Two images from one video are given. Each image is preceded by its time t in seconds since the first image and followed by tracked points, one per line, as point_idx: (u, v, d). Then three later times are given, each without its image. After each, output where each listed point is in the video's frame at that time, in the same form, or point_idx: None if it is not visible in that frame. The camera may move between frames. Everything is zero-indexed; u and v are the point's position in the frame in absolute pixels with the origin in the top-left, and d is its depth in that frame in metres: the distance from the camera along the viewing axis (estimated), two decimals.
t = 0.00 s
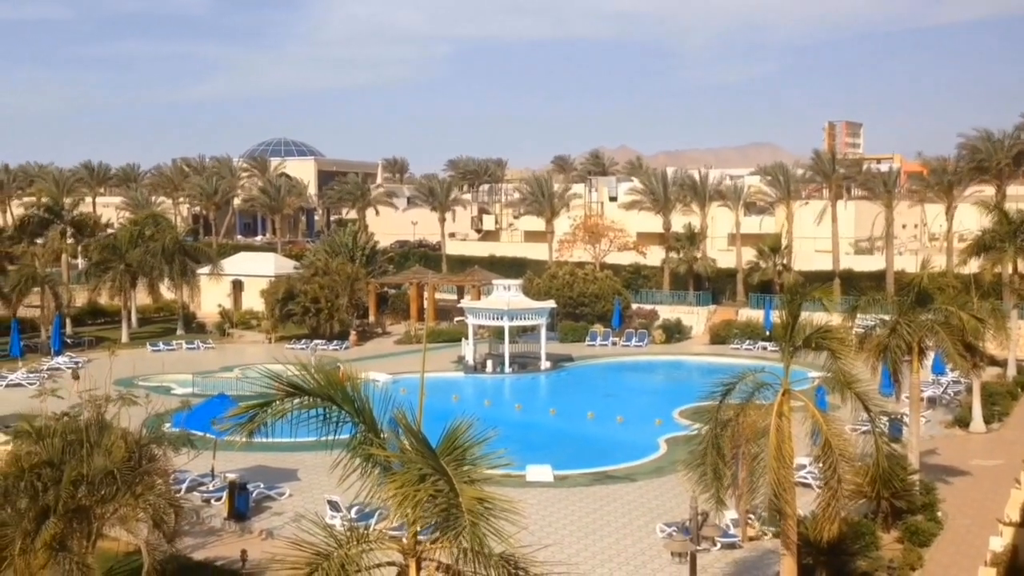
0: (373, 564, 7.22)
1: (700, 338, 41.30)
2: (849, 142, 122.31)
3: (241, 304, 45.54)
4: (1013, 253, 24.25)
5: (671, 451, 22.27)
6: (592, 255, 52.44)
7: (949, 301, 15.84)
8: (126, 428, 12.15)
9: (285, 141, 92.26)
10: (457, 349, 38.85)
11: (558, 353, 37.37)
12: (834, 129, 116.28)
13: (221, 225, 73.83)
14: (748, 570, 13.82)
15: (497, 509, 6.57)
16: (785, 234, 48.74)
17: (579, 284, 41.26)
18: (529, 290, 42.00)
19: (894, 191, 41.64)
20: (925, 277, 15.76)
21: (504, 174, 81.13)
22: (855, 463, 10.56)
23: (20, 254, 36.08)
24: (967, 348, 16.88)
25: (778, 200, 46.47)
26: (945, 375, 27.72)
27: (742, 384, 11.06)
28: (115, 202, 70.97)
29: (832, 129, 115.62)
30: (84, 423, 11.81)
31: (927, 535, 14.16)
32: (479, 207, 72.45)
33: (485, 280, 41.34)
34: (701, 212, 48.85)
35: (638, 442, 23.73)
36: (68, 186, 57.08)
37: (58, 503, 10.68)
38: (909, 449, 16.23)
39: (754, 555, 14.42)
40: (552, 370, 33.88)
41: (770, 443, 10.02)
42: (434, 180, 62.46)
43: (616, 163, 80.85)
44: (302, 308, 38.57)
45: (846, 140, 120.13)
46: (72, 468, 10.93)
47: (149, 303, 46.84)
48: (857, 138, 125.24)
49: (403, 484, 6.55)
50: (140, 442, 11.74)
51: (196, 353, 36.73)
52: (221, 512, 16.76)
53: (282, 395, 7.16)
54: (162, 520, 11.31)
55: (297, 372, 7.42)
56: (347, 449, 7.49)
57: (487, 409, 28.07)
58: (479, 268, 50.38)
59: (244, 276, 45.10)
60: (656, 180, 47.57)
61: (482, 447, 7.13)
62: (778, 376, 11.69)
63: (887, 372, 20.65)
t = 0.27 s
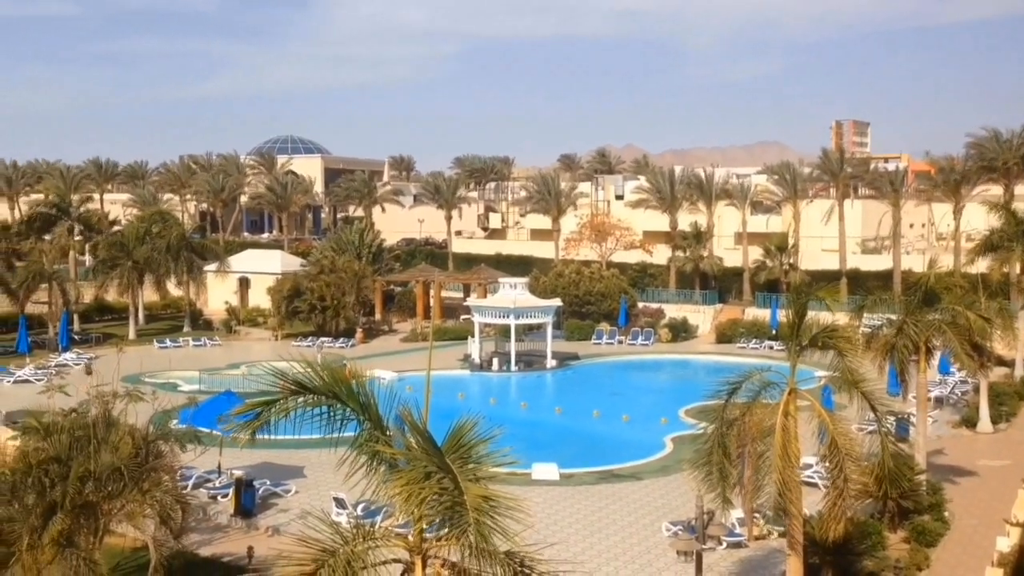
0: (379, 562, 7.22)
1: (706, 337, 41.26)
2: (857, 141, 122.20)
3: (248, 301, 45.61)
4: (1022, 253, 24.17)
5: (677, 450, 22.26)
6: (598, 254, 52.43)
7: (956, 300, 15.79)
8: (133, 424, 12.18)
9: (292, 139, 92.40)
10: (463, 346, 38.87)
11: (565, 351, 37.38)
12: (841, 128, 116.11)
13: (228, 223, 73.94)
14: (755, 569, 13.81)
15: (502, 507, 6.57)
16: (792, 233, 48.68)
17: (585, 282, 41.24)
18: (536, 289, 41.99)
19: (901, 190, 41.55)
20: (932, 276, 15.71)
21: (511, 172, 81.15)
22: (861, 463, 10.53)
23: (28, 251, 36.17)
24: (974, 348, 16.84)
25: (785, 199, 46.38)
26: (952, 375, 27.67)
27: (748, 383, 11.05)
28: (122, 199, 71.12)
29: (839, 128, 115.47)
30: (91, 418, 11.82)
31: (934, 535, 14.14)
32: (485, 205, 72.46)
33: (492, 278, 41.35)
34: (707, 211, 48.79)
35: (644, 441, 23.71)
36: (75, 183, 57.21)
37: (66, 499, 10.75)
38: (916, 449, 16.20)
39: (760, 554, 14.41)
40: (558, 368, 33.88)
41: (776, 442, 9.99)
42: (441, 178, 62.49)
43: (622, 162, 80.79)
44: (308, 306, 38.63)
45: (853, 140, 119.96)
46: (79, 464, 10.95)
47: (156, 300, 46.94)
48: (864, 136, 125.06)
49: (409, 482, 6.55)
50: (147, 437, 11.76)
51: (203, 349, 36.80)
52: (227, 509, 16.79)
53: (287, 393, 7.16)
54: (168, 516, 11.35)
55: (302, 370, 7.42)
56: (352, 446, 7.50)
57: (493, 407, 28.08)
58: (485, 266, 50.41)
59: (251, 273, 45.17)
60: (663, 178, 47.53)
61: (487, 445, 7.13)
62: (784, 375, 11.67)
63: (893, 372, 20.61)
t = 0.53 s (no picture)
0: (394, 556, 7.24)
1: (722, 333, 41.17)
2: (874, 136, 121.61)
3: (264, 297, 45.72)
4: None
5: (692, 447, 22.22)
6: (613, 249, 52.35)
7: (974, 297, 15.68)
8: (151, 419, 12.26)
9: (307, 135, 92.64)
10: (478, 343, 38.90)
11: (580, 347, 37.35)
12: (858, 123, 115.59)
13: (244, 219, 74.22)
14: (772, 565, 13.76)
15: (517, 502, 6.58)
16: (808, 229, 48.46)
17: (600, 279, 41.17)
18: (551, 285, 41.96)
19: (919, 185, 41.29)
20: (950, 272, 15.59)
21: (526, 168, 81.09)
22: (878, 459, 10.48)
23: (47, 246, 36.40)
24: (993, 344, 16.72)
25: (801, 195, 46.17)
26: (970, 371, 27.49)
27: (764, 379, 11.02)
28: (139, 196, 71.47)
29: (856, 123, 114.93)
30: (110, 413, 11.89)
31: (951, 532, 14.07)
32: (500, 201, 72.45)
33: (507, 274, 41.35)
34: (723, 206, 48.63)
35: (659, 437, 23.67)
36: (93, 179, 57.55)
37: (84, 493, 10.85)
38: (934, 446, 16.11)
39: (776, 550, 14.38)
40: (573, 364, 33.86)
41: (793, 439, 9.93)
42: (456, 174, 62.52)
43: (638, 158, 80.60)
44: (324, 301, 38.73)
45: (871, 135, 119.35)
46: (98, 459, 11.05)
47: (173, 295, 47.17)
48: (882, 131, 124.37)
49: (424, 477, 6.57)
50: (165, 432, 11.80)
51: (220, 345, 36.96)
52: (244, 504, 16.86)
53: (302, 388, 7.21)
54: (186, 510, 11.37)
55: (317, 365, 7.46)
56: (366, 441, 7.53)
57: (507, 403, 28.11)
58: (500, 262, 50.40)
59: (267, 269, 45.30)
60: (679, 174, 47.39)
61: (503, 440, 7.15)
62: (801, 372, 11.63)
63: (910, 369, 20.50)
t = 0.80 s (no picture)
0: (406, 543, 7.28)
1: (734, 322, 41.11)
2: (887, 124, 121.09)
3: (276, 286, 45.84)
4: None
5: (704, 435, 22.23)
6: (625, 239, 52.28)
7: (989, 286, 15.62)
8: (165, 406, 12.33)
9: (319, 124, 92.73)
10: (490, 332, 38.94)
11: (592, 336, 37.35)
12: (871, 112, 115.13)
13: (256, 208, 74.39)
14: (783, 554, 13.78)
15: (529, 490, 6.59)
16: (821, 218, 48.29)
17: (611, 268, 41.10)
18: (562, 274, 41.94)
19: (933, 174, 41.06)
20: (963, 261, 15.53)
21: (537, 157, 80.99)
22: (891, 448, 10.44)
23: (60, 235, 36.54)
24: (1006, 333, 16.66)
25: (814, 183, 45.98)
26: (983, 360, 27.39)
27: (776, 368, 11.00)
28: (152, 185, 71.68)
29: (869, 112, 114.41)
30: (123, 401, 11.97)
31: (963, 521, 14.05)
32: (511, 190, 72.40)
33: (518, 263, 41.33)
34: (735, 195, 48.48)
35: (671, 426, 23.69)
36: (106, 168, 57.73)
37: (99, 479, 10.91)
38: (947, 435, 16.08)
39: (787, 539, 14.38)
40: (584, 353, 33.86)
41: (805, 428, 9.92)
42: (468, 163, 62.51)
43: (650, 147, 80.39)
44: (336, 290, 38.83)
45: (884, 123, 118.83)
46: (112, 446, 11.13)
47: (186, 284, 47.33)
48: (895, 120, 123.78)
49: (436, 465, 6.59)
50: (178, 420, 11.89)
51: (232, 334, 37.10)
52: (257, 491, 16.94)
53: (314, 375, 7.23)
54: (199, 498, 11.49)
55: (329, 352, 7.48)
56: (378, 428, 7.55)
57: (519, 391, 28.17)
58: (511, 251, 50.42)
59: (279, 258, 45.41)
60: (690, 163, 47.23)
61: (514, 428, 7.16)
62: (813, 361, 11.61)
63: (923, 357, 20.46)
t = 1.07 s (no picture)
0: (419, 528, 7.29)
1: (748, 310, 41.00)
2: (904, 112, 120.22)
3: (290, 272, 45.93)
4: None
5: (717, 423, 22.22)
6: (638, 226, 52.15)
7: (1006, 275, 15.50)
8: (180, 391, 12.41)
9: (333, 110, 92.76)
10: (503, 318, 38.95)
11: (605, 323, 37.31)
12: (889, 99, 114.35)
13: (271, 194, 74.52)
14: (795, 542, 13.77)
15: (541, 475, 6.59)
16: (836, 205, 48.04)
17: (625, 255, 41.00)
18: (576, 261, 41.87)
19: (951, 162, 40.74)
20: (981, 250, 15.41)
21: (552, 143, 80.78)
22: (905, 438, 10.39)
23: (75, 220, 36.68)
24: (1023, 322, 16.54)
25: (830, 171, 45.71)
26: (999, 350, 27.23)
27: (790, 356, 10.98)
28: (167, 170, 71.90)
29: (886, 99, 113.62)
30: (138, 385, 12.04)
31: (977, 511, 14.00)
32: (525, 177, 72.27)
33: (532, 250, 41.25)
34: (750, 183, 48.25)
35: (684, 414, 23.67)
36: (122, 153, 57.92)
37: (115, 463, 10.98)
38: (962, 424, 16.00)
39: (800, 528, 14.36)
40: (597, 340, 33.84)
41: (819, 416, 9.88)
42: (481, 150, 62.42)
43: (665, 134, 80.05)
44: (349, 277, 38.90)
45: (901, 111, 118.01)
46: (127, 429, 11.19)
47: (200, 269, 47.49)
48: (912, 108, 122.88)
49: (448, 449, 6.59)
50: (193, 404, 11.97)
51: (246, 319, 37.24)
52: (271, 475, 17.02)
53: (329, 359, 7.25)
54: (214, 481, 11.60)
55: (343, 337, 7.50)
56: (392, 413, 7.57)
57: (532, 378, 28.20)
58: (525, 238, 50.37)
59: (293, 244, 45.48)
60: (705, 150, 47.01)
61: (527, 414, 7.15)
62: (827, 349, 11.56)
63: (938, 346, 20.36)
